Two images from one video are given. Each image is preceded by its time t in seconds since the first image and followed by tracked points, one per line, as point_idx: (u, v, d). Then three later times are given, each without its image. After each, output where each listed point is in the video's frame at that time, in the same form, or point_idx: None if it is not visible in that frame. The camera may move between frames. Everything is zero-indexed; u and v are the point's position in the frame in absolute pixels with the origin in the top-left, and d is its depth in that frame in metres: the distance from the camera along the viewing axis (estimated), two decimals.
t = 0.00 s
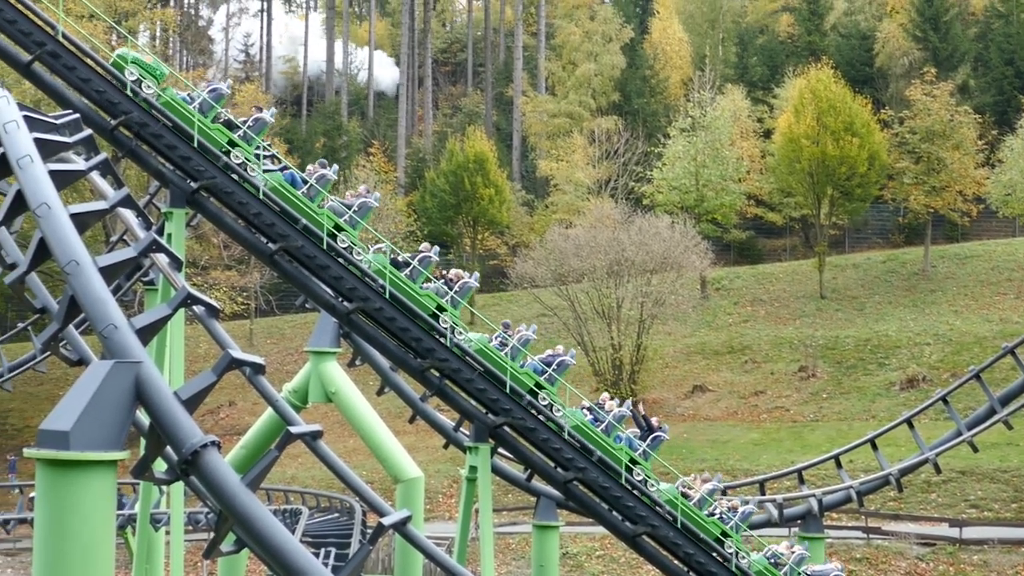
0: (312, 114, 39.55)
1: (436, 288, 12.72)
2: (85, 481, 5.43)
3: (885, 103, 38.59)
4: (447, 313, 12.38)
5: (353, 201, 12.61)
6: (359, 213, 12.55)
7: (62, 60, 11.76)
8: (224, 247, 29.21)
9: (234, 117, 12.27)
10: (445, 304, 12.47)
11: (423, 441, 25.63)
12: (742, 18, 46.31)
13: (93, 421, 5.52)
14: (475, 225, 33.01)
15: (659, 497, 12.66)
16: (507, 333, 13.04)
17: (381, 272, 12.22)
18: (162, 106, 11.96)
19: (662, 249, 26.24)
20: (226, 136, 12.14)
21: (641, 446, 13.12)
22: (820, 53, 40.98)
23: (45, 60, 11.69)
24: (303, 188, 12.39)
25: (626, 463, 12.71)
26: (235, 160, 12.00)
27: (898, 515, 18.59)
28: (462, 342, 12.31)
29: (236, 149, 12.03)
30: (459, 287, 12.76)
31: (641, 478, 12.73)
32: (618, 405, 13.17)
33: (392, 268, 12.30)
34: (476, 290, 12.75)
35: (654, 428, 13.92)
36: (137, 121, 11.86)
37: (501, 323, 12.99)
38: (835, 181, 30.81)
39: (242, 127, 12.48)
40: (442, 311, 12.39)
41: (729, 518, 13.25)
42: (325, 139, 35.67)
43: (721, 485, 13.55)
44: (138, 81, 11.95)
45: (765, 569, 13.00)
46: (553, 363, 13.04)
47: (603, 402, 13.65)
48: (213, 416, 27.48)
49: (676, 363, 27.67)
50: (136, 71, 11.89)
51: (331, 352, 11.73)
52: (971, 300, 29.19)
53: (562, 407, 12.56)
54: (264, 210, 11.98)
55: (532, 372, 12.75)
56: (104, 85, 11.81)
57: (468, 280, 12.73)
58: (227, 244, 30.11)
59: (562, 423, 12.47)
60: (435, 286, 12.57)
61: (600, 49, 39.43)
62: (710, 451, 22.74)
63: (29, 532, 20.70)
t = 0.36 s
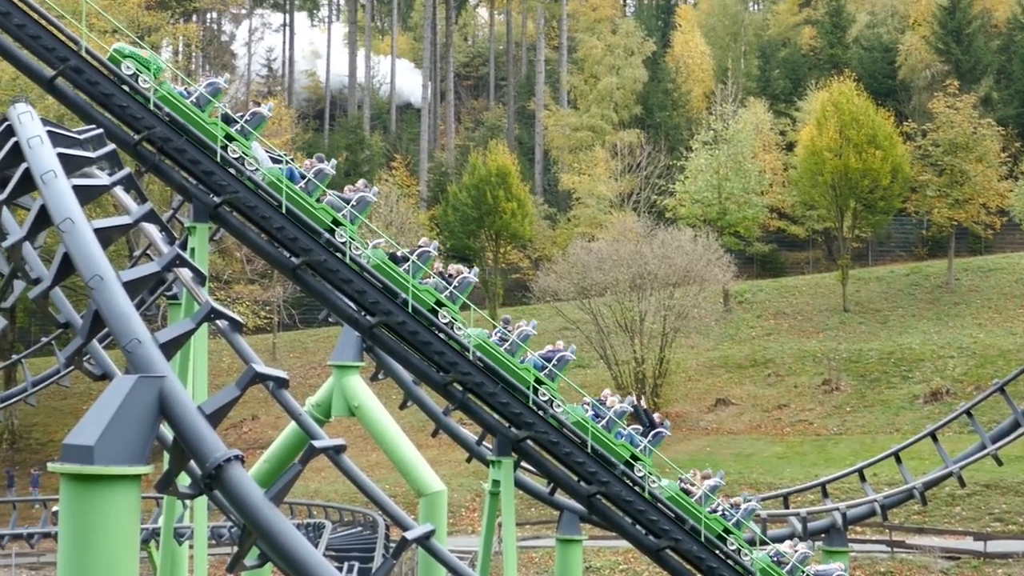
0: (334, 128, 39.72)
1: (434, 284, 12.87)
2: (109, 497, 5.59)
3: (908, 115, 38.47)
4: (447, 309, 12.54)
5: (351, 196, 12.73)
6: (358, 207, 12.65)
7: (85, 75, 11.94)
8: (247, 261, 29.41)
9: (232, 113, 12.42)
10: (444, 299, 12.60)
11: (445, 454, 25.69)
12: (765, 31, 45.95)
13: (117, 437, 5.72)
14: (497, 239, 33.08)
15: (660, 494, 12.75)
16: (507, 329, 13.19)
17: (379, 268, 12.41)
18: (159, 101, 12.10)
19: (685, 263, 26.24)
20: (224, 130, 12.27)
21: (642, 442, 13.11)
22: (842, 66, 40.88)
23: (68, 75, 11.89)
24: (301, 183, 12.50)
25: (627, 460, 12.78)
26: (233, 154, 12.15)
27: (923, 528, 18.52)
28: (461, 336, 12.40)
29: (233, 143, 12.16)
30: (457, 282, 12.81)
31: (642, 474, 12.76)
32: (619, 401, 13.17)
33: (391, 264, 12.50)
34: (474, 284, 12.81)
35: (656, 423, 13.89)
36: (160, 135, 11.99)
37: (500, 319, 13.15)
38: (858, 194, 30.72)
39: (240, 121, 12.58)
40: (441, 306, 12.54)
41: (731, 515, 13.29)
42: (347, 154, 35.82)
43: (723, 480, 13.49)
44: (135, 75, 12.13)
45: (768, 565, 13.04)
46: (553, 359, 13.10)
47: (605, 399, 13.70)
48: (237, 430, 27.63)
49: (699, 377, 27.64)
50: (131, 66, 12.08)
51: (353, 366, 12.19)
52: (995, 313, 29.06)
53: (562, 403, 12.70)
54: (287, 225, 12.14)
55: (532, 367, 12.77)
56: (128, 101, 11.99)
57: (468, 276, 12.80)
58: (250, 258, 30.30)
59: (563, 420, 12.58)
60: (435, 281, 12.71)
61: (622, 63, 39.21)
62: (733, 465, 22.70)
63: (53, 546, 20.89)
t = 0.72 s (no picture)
0: (358, 142, 39.92)
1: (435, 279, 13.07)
2: (133, 511, 5.63)
3: (933, 127, 38.36)
4: (447, 304, 12.67)
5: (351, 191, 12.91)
6: (358, 203, 12.81)
7: (109, 90, 12.27)
8: (271, 276, 29.62)
9: (231, 108, 12.67)
10: (445, 294, 12.74)
11: (469, 468, 25.75)
12: (788, 43, 45.81)
13: (140, 453, 5.77)
14: (521, 252, 33.15)
15: (662, 490, 12.83)
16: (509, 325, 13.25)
17: (380, 263, 12.59)
18: (157, 97, 12.38)
19: (708, 275, 26.24)
20: (223, 125, 12.56)
21: (645, 439, 13.21)
22: (865, 78, 40.87)
23: (92, 90, 12.18)
24: (301, 178, 12.70)
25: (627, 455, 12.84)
26: (231, 149, 12.42)
27: (948, 541, 18.43)
28: (462, 331, 12.61)
29: (231, 139, 12.43)
30: (458, 277, 13.23)
31: (646, 471, 12.85)
32: (622, 396, 13.22)
33: (391, 259, 12.66)
34: (475, 279, 13.20)
35: (660, 419, 13.65)
36: (184, 150, 12.28)
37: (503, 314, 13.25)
38: (882, 207, 30.65)
39: (239, 116, 12.79)
40: (442, 301, 12.67)
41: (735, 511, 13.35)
42: (371, 168, 35.96)
43: (728, 477, 13.52)
44: (133, 70, 12.38)
45: (771, 563, 13.15)
46: (555, 354, 13.19)
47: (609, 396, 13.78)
48: (261, 444, 27.77)
49: (723, 390, 27.59)
50: (128, 62, 12.32)
51: (377, 381, 12.31)
52: (1021, 325, 28.90)
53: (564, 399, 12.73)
54: (311, 239, 12.42)
55: (533, 363, 12.91)
56: (152, 116, 12.28)
57: (466, 272, 13.17)
58: (274, 272, 30.49)
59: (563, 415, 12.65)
60: (435, 277, 12.93)
61: (645, 76, 39.20)
62: (758, 478, 22.64)
63: (79, 560, 21.04)
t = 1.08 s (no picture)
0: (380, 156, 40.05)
1: (435, 275, 13.37)
2: (157, 526, 5.94)
3: (957, 138, 38.19)
4: (447, 300, 12.94)
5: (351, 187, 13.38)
6: (357, 198, 13.29)
7: (132, 105, 12.50)
8: (294, 290, 29.79)
9: (230, 105, 12.95)
10: (446, 291, 13.03)
11: (493, 481, 25.79)
12: (810, 55, 45.62)
13: (165, 469, 6.10)
14: (544, 266, 33.18)
15: (666, 487, 12.99)
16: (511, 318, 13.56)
17: (380, 259, 12.83)
18: (155, 92, 12.63)
19: (732, 288, 26.19)
20: (222, 120, 12.83)
21: (648, 434, 13.34)
22: (889, 90, 40.79)
23: (117, 105, 12.44)
24: (301, 173, 13.13)
25: (631, 452, 13.00)
26: (230, 144, 12.68)
27: (973, 554, 18.35)
28: (463, 328, 12.77)
29: (230, 134, 12.70)
30: (460, 273, 13.35)
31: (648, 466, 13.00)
32: (624, 393, 13.49)
33: (390, 254, 12.89)
34: (476, 276, 13.34)
35: (661, 417, 14.10)
36: (208, 165, 12.57)
37: (504, 310, 13.55)
38: (906, 219, 30.56)
39: (237, 112, 13.11)
40: (442, 298, 12.94)
41: (739, 508, 13.45)
42: (394, 182, 36.09)
43: (732, 474, 13.72)
44: (131, 66, 12.61)
45: (776, 561, 13.30)
46: (557, 350, 13.53)
47: (610, 391, 13.99)
48: (285, 458, 27.89)
49: (746, 403, 27.53)
50: (128, 57, 12.56)
51: (401, 395, 12.71)
52: None
53: (567, 397, 12.98)
54: (333, 253, 12.64)
55: (534, 359, 13.16)
56: (176, 130, 12.56)
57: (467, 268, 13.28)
58: (297, 286, 30.66)
59: (565, 412, 12.86)
60: (435, 272, 13.25)
61: (667, 89, 39.17)
62: (782, 491, 22.56)
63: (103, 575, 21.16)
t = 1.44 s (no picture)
0: (400, 170, 40.17)
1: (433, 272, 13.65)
2: (175, 540, 6.28)
3: (978, 150, 38.01)
4: (446, 297, 13.23)
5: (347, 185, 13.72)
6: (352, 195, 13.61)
7: (153, 119, 12.92)
8: (314, 304, 29.93)
9: (225, 100, 13.34)
10: (443, 288, 13.30)
11: (513, 495, 25.80)
12: (830, 68, 45.52)
13: (184, 482, 6.43)
14: (564, 279, 33.18)
15: (667, 487, 13.22)
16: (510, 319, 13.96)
17: (377, 256, 13.19)
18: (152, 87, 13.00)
19: (753, 301, 26.14)
20: (218, 116, 13.24)
21: (647, 432, 13.53)
22: (909, 102, 40.72)
23: (137, 119, 12.85)
24: (297, 170, 13.46)
25: (631, 450, 13.25)
26: (226, 140, 13.10)
27: (996, 569, 18.26)
28: (460, 325, 13.08)
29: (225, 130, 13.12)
30: (457, 270, 13.65)
31: (648, 464, 13.25)
32: (623, 391, 13.66)
33: (387, 252, 13.24)
34: (473, 272, 13.61)
35: (661, 413, 14.31)
36: (227, 179, 12.96)
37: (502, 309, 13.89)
38: (928, 232, 30.50)
39: (233, 107, 13.54)
40: (441, 294, 13.24)
41: (740, 506, 13.81)
42: (413, 196, 36.20)
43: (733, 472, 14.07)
44: (127, 61, 13.00)
45: (778, 559, 13.57)
46: (555, 347, 13.76)
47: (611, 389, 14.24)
48: (305, 472, 27.98)
49: (767, 417, 27.45)
50: (124, 53, 12.96)
51: (420, 409, 13.12)
52: None
53: (568, 395, 13.23)
54: (354, 267, 13.01)
55: (533, 356, 13.46)
56: (195, 145, 12.95)
57: (465, 265, 13.57)
58: (317, 300, 30.78)
59: (565, 410, 13.10)
60: (433, 269, 13.50)
61: (687, 102, 39.19)
62: (804, 505, 22.47)
63: None
